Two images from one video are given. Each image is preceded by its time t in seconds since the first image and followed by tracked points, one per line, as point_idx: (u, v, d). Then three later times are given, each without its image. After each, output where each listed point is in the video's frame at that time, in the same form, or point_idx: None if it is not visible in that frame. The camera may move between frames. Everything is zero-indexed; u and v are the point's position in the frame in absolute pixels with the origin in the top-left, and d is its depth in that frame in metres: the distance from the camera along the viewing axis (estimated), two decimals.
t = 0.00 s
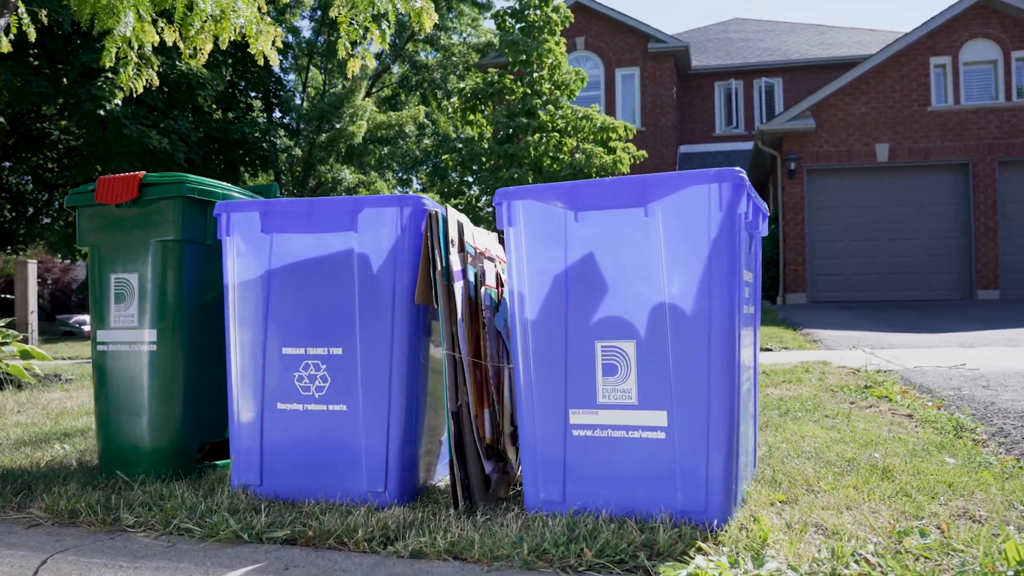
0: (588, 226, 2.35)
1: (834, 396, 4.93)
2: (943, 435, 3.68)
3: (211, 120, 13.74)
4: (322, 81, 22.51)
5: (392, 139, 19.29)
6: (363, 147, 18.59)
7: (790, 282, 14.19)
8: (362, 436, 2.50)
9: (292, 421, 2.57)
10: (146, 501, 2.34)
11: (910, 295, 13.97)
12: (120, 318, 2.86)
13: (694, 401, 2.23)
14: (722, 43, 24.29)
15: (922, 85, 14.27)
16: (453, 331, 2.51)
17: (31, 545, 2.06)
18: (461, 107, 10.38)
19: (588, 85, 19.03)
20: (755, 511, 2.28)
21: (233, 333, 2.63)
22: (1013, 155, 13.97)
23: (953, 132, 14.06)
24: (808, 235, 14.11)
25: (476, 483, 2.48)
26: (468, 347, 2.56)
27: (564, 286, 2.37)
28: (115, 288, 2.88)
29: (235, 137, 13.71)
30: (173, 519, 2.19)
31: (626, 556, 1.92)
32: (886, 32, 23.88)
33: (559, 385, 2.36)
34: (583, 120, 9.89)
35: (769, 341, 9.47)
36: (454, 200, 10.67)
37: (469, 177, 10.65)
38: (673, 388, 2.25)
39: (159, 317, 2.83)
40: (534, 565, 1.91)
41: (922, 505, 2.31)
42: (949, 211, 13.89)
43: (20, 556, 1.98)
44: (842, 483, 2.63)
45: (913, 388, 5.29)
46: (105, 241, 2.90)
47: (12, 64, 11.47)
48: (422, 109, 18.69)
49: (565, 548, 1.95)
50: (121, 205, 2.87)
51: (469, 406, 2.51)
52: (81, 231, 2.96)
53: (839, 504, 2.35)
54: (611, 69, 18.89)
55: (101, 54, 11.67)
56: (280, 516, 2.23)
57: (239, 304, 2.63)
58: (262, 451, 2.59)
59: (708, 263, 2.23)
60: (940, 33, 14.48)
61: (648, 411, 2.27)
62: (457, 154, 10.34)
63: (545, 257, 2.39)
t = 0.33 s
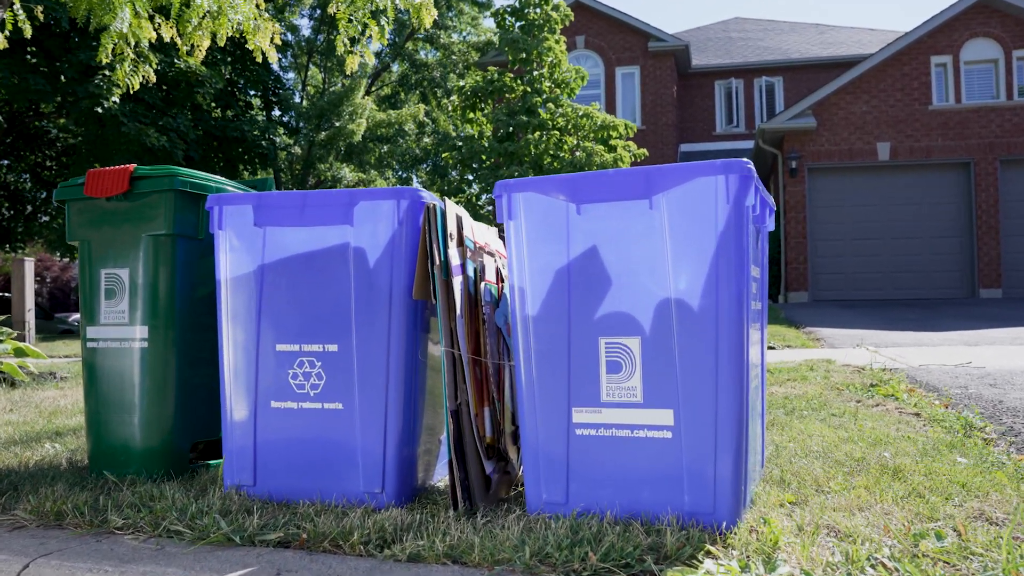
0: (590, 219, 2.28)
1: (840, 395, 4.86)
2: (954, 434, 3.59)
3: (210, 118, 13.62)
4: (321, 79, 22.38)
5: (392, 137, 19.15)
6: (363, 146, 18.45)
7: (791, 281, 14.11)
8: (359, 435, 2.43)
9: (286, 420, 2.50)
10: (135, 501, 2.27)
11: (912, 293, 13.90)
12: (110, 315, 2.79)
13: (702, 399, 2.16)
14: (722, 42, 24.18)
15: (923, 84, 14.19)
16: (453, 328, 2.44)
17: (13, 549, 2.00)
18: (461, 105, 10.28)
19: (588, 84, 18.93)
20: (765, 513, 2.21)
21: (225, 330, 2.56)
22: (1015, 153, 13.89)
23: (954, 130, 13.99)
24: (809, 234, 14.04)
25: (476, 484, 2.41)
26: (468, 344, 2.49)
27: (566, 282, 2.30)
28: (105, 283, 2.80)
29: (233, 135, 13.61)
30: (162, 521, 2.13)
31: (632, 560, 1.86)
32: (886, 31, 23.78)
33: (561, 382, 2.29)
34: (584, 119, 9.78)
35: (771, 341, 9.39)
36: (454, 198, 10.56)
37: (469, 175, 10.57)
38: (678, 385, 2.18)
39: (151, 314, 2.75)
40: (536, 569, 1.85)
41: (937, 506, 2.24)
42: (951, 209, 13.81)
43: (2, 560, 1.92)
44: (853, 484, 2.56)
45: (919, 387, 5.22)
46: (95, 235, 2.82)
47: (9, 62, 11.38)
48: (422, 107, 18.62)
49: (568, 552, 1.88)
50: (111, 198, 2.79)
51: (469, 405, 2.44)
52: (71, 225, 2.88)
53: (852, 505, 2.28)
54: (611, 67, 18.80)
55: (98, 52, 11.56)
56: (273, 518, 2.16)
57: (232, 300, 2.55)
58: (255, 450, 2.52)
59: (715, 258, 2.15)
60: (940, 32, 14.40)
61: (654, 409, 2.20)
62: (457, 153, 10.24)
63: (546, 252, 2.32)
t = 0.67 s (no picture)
0: (592, 212, 2.22)
1: (844, 393, 4.81)
2: (959, 434, 3.54)
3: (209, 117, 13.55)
4: (320, 78, 22.26)
5: (391, 137, 19.06)
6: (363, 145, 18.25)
7: (791, 280, 14.04)
8: (355, 434, 2.37)
9: (281, 419, 2.44)
10: (124, 502, 2.22)
11: (913, 292, 13.83)
12: (102, 312, 2.74)
13: (708, 399, 2.10)
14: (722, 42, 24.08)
15: (922, 83, 14.15)
16: (451, 325, 2.39)
17: None
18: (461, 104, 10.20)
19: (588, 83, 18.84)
20: (773, 514, 2.16)
21: (218, 327, 2.50)
22: (1015, 152, 13.83)
23: (954, 129, 13.94)
24: (810, 233, 13.97)
25: (475, 483, 2.36)
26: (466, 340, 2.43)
27: (567, 278, 2.24)
28: (97, 279, 2.75)
29: (232, 134, 13.52)
30: (153, 523, 2.07)
31: (637, 564, 1.81)
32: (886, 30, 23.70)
33: (562, 380, 2.23)
34: (584, 117, 9.69)
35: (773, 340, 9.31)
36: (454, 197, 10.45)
37: (469, 174, 10.51)
38: (684, 384, 2.12)
39: (143, 310, 2.70)
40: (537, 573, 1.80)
41: (947, 507, 2.18)
42: (952, 208, 13.74)
43: None
44: (860, 484, 2.50)
45: (923, 386, 5.16)
46: (86, 231, 2.77)
47: (7, 60, 11.30)
48: (421, 106, 18.70)
49: (571, 555, 1.83)
50: (102, 193, 2.74)
51: (468, 403, 2.38)
52: (61, 220, 2.82)
53: (859, 506, 2.23)
54: (611, 67, 18.72)
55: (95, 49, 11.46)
56: (267, 520, 2.11)
57: (225, 295, 2.50)
58: (249, 450, 2.47)
59: (721, 253, 2.10)
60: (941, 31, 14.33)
61: (657, 408, 2.15)
62: (457, 152, 10.17)
63: (547, 246, 2.26)
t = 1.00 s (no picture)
0: (592, 206, 2.18)
1: (846, 392, 4.76)
2: (964, 434, 3.49)
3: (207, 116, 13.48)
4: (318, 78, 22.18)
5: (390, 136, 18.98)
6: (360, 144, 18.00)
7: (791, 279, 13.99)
8: (351, 433, 2.33)
9: (277, 418, 2.40)
10: (115, 503, 2.17)
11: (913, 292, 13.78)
12: (94, 310, 2.69)
13: (712, 398, 2.06)
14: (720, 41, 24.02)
15: (922, 83, 14.13)
16: (449, 322, 2.35)
17: None
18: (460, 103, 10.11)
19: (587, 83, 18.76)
20: (778, 515, 2.12)
21: (211, 324, 2.46)
22: (1015, 151, 13.80)
23: (954, 129, 13.92)
24: (810, 232, 13.92)
25: (474, 483, 2.32)
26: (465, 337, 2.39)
27: (569, 274, 2.20)
28: (89, 275, 2.70)
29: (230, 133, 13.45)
30: (145, 525, 2.03)
31: (640, 566, 1.77)
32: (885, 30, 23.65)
33: (562, 378, 2.19)
34: (584, 116, 9.61)
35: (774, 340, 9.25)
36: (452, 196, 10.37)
37: (468, 173, 10.44)
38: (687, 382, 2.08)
39: (136, 308, 2.65)
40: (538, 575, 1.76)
41: (957, 507, 2.14)
42: (952, 207, 13.70)
43: None
44: (865, 484, 2.46)
45: (926, 385, 5.11)
46: (78, 227, 2.72)
47: (5, 59, 11.23)
48: (420, 105, 18.59)
49: (572, 558, 1.79)
50: (94, 188, 2.69)
51: (467, 402, 2.34)
52: (53, 216, 2.78)
53: (865, 507, 2.19)
54: (610, 66, 18.66)
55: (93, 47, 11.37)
56: (262, 521, 2.06)
57: (219, 293, 2.45)
58: (243, 450, 2.42)
59: (725, 247, 2.05)
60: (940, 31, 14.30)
61: (660, 407, 2.10)
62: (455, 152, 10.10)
63: (547, 241, 2.22)
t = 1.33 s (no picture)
0: (593, 200, 2.15)
1: (847, 392, 4.73)
2: (966, 433, 3.45)
3: (205, 116, 13.43)
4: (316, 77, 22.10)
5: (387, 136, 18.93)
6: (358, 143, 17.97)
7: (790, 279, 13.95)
8: (347, 433, 2.29)
9: (272, 418, 2.36)
10: (107, 504, 2.13)
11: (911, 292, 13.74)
12: (87, 307, 2.65)
13: (715, 395, 2.02)
14: (719, 41, 23.97)
15: (921, 83, 14.13)
16: (448, 319, 2.33)
17: None
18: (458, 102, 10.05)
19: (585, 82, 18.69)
20: (782, 515, 2.09)
21: (205, 321, 2.42)
22: (1014, 150, 13.78)
23: (952, 128, 13.90)
24: (809, 232, 13.88)
25: (472, 483, 2.28)
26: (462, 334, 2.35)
27: (569, 269, 2.16)
28: (82, 272, 2.66)
29: (228, 132, 13.40)
30: (137, 525, 1.99)
31: (642, 567, 1.73)
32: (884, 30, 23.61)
33: (563, 376, 2.16)
34: (583, 115, 9.56)
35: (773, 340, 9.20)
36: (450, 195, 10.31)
37: (467, 173, 10.36)
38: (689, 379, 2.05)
39: (130, 306, 2.61)
40: None
41: (963, 507, 2.11)
42: (951, 207, 13.67)
43: None
44: (870, 483, 2.42)
45: (926, 384, 5.07)
46: (71, 223, 2.69)
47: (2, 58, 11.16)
48: (418, 104, 18.46)
49: (573, 559, 1.76)
50: (87, 184, 2.65)
51: (466, 400, 2.30)
52: (46, 211, 2.74)
53: (869, 506, 2.15)
54: (609, 65, 18.62)
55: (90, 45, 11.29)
56: (256, 522, 2.03)
57: (214, 290, 2.42)
58: (238, 449, 2.39)
59: (728, 242, 2.02)
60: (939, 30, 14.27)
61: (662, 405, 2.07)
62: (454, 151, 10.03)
63: (547, 236, 2.19)
